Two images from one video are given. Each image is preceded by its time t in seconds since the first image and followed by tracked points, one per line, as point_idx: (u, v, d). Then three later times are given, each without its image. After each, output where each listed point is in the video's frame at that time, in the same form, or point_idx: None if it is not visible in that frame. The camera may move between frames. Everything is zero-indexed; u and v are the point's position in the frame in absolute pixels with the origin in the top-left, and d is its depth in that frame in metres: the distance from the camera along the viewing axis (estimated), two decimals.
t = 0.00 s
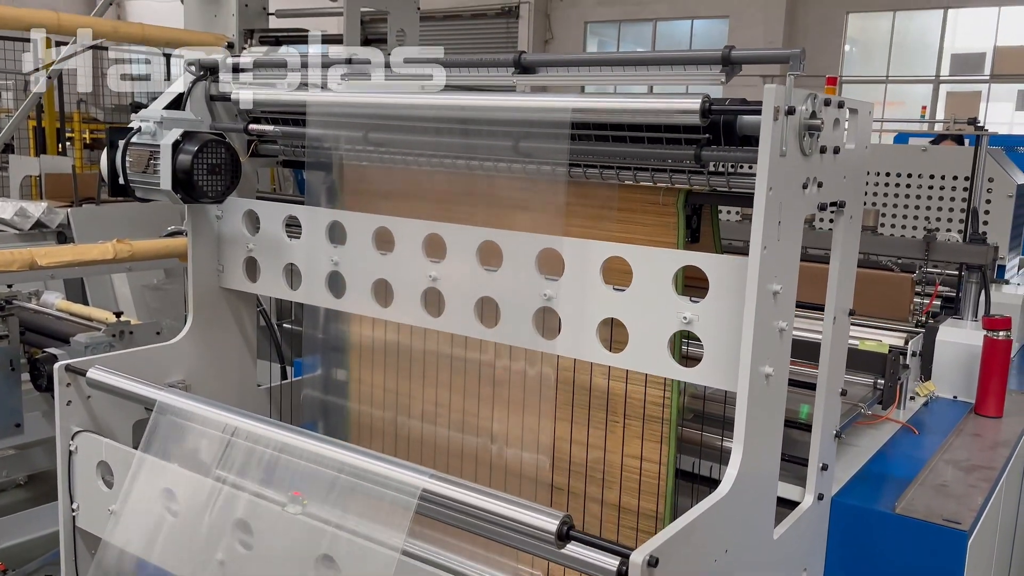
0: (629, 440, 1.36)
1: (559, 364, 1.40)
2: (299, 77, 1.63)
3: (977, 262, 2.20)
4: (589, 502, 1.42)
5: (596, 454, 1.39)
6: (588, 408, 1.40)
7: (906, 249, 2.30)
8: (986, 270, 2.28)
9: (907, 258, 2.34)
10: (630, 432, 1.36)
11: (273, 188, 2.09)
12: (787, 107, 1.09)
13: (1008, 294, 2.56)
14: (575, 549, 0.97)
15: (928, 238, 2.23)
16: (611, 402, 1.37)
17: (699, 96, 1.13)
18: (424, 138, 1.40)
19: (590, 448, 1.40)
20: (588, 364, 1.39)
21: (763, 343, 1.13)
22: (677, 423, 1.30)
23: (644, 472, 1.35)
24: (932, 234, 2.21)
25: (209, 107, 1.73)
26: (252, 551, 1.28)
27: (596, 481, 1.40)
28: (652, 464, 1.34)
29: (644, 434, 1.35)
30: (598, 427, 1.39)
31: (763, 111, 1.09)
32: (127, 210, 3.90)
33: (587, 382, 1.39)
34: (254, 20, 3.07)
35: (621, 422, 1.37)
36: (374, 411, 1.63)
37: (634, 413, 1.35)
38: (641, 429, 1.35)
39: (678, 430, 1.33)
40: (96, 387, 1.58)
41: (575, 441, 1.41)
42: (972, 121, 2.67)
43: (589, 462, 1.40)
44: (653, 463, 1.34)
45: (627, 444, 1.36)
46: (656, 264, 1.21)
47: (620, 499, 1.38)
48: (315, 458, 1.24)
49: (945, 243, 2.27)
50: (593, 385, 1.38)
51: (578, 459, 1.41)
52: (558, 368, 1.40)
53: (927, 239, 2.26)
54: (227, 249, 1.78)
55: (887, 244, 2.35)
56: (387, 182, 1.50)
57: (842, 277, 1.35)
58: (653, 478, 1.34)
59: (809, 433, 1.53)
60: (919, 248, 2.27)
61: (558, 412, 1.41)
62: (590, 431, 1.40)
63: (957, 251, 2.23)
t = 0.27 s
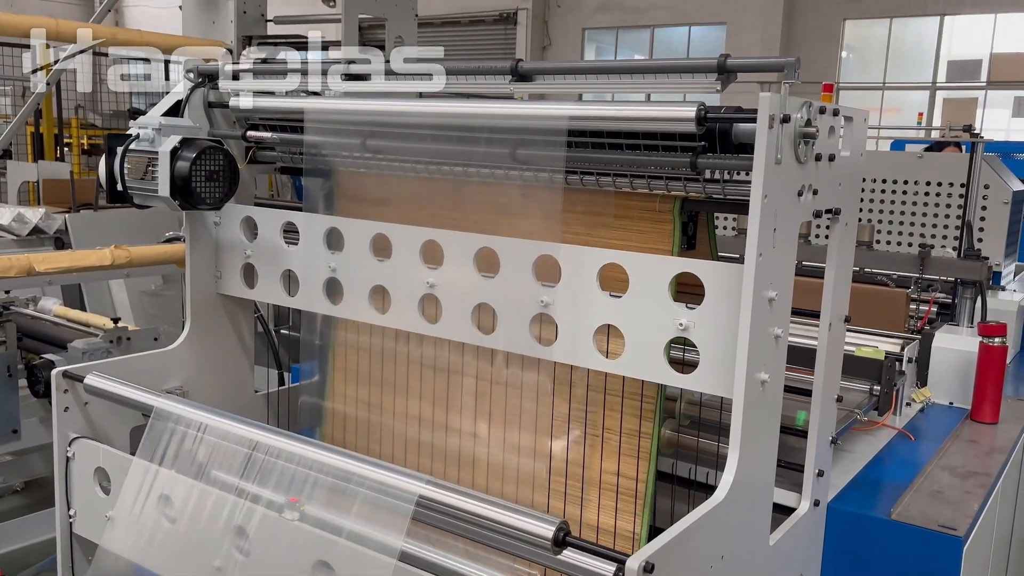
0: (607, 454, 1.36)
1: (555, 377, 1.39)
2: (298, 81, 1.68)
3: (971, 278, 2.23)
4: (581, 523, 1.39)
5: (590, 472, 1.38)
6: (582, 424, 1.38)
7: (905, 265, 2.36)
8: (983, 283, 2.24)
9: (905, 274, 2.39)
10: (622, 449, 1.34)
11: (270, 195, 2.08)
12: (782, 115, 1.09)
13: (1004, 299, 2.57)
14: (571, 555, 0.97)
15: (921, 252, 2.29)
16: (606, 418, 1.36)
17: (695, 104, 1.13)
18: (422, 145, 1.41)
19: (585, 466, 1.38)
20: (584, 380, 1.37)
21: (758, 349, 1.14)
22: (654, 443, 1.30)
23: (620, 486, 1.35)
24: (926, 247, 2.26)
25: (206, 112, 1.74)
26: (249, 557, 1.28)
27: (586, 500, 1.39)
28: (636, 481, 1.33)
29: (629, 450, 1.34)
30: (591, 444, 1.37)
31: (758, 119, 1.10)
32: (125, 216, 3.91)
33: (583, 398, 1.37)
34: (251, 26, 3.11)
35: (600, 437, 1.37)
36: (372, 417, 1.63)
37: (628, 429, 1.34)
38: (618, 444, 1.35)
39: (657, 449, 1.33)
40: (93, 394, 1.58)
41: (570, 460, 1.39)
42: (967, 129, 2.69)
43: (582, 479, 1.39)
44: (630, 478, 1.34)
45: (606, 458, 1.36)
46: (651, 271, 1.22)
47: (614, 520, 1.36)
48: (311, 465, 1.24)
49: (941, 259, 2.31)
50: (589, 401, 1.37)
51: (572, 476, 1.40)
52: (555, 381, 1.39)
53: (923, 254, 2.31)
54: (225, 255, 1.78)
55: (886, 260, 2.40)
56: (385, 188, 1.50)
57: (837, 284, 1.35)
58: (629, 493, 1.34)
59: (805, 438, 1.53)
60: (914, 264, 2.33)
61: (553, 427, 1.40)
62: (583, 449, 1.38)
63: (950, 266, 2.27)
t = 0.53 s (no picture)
0: (620, 455, 1.34)
1: (552, 377, 1.39)
2: (298, 83, 1.62)
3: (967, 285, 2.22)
4: (582, 521, 1.40)
5: (589, 473, 1.38)
6: (580, 424, 1.39)
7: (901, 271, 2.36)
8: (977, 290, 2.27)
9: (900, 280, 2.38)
10: (623, 448, 1.34)
11: (268, 199, 2.09)
12: (778, 117, 1.09)
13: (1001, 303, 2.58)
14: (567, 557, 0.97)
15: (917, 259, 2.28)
16: (603, 417, 1.36)
17: (691, 107, 1.14)
18: (419, 148, 1.41)
19: (582, 465, 1.38)
20: (581, 379, 1.38)
21: (754, 351, 1.14)
22: (659, 445, 1.30)
23: (635, 487, 1.34)
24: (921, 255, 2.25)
25: (203, 115, 1.74)
26: (246, 559, 1.28)
27: (587, 498, 1.39)
28: (643, 480, 1.33)
29: (634, 451, 1.33)
30: (590, 444, 1.37)
31: (754, 121, 1.10)
32: (123, 219, 3.91)
33: (580, 397, 1.38)
34: (249, 29, 3.11)
35: (612, 439, 1.35)
36: (369, 419, 1.63)
37: (626, 429, 1.34)
38: (629, 444, 1.34)
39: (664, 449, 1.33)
40: (89, 396, 1.58)
41: (567, 459, 1.40)
42: (964, 132, 2.69)
43: (582, 478, 1.39)
44: (643, 479, 1.33)
45: (618, 459, 1.35)
46: (649, 273, 1.22)
47: (616, 518, 1.37)
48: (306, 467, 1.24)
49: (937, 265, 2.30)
50: (586, 400, 1.37)
51: (571, 475, 1.40)
52: (551, 381, 1.39)
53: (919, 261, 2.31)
54: (222, 258, 1.78)
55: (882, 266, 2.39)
56: (381, 192, 1.50)
57: (833, 287, 1.35)
58: (642, 494, 1.33)
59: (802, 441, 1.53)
60: (910, 270, 2.33)
61: (550, 426, 1.40)
62: (583, 449, 1.38)
63: (946, 274, 2.26)
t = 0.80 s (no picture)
0: (620, 446, 1.36)
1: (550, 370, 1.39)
2: (298, 84, 1.63)
3: (966, 274, 2.26)
4: (580, 511, 1.41)
5: (588, 464, 1.39)
6: (578, 417, 1.40)
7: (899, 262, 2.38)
8: (976, 280, 2.27)
9: (899, 271, 2.40)
10: (619, 439, 1.36)
11: (267, 200, 2.09)
12: (775, 118, 1.09)
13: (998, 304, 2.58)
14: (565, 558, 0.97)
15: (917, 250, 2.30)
16: (601, 409, 1.37)
17: (688, 106, 1.13)
18: (416, 149, 1.41)
19: (580, 456, 1.39)
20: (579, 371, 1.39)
21: (751, 353, 1.14)
22: (670, 433, 1.30)
23: (635, 478, 1.35)
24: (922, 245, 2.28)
25: (200, 116, 1.74)
26: (244, 561, 1.28)
27: (585, 489, 1.40)
28: (643, 471, 1.34)
29: (634, 442, 1.34)
30: (589, 434, 1.39)
31: (751, 122, 1.10)
32: (120, 220, 3.90)
33: (578, 389, 1.39)
34: (248, 30, 3.11)
35: (612, 431, 1.36)
36: (366, 420, 1.63)
37: (623, 421, 1.35)
38: (631, 436, 1.34)
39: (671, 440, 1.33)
40: (86, 398, 1.58)
41: (566, 450, 1.40)
42: (962, 133, 2.69)
43: (578, 471, 1.40)
44: (644, 470, 1.33)
45: (618, 450, 1.36)
46: (646, 274, 1.22)
47: (612, 507, 1.38)
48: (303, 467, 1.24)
49: (936, 256, 2.34)
50: (585, 392, 1.38)
51: (567, 469, 1.41)
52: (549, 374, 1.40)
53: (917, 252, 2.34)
54: (219, 259, 1.78)
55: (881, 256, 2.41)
56: (379, 193, 1.50)
57: (831, 287, 1.35)
58: (643, 485, 1.34)
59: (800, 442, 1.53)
60: (909, 261, 2.35)
61: (548, 421, 1.41)
62: (579, 440, 1.39)
63: (946, 264, 2.30)
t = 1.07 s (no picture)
0: (618, 460, 1.34)
1: (549, 378, 1.38)
2: (298, 84, 1.62)
3: (965, 280, 2.25)
4: (577, 524, 1.40)
5: (586, 477, 1.37)
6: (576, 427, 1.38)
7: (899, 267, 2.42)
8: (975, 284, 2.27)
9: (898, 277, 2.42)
10: (617, 452, 1.34)
11: (266, 200, 2.09)
12: (775, 118, 1.09)
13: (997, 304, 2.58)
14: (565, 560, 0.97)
15: (915, 254, 2.34)
16: (600, 420, 1.36)
17: (688, 106, 1.13)
18: (415, 149, 1.41)
19: (578, 469, 1.38)
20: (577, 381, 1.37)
21: (751, 353, 1.14)
22: (652, 450, 1.31)
23: (632, 493, 1.33)
24: (919, 249, 2.31)
25: (199, 116, 1.74)
26: (241, 562, 1.27)
27: (583, 503, 1.39)
28: (639, 486, 1.32)
29: (631, 455, 1.33)
30: (586, 448, 1.37)
31: (751, 122, 1.10)
32: (119, 221, 3.90)
33: (576, 400, 1.38)
34: (246, 30, 3.11)
35: (611, 442, 1.35)
36: (365, 421, 1.62)
37: (621, 431, 1.34)
38: (629, 450, 1.33)
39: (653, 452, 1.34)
40: (85, 398, 1.57)
41: (564, 462, 1.39)
42: (961, 133, 2.69)
43: (576, 482, 1.38)
44: (641, 485, 1.32)
45: (615, 464, 1.35)
46: (645, 274, 1.22)
47: (607, 521, 1.37)
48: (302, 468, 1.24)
49: (936, 261, 2.35)
50: (583, 403, 1.37)
51: (566, 479, 1.40)
52: (548, 383, 1.39)
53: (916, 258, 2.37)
54: (218, 259, 1.78)
55: (881, 262, 2.46)
56: (378, 193, 1.50)
57: (830, 287, 1.35)
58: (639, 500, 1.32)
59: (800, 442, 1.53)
60: (909, 266, 2.38)
61: (547, 428, 1.40)
62: (578, 453, 1.38)
63: (946, 269, 2.31)
